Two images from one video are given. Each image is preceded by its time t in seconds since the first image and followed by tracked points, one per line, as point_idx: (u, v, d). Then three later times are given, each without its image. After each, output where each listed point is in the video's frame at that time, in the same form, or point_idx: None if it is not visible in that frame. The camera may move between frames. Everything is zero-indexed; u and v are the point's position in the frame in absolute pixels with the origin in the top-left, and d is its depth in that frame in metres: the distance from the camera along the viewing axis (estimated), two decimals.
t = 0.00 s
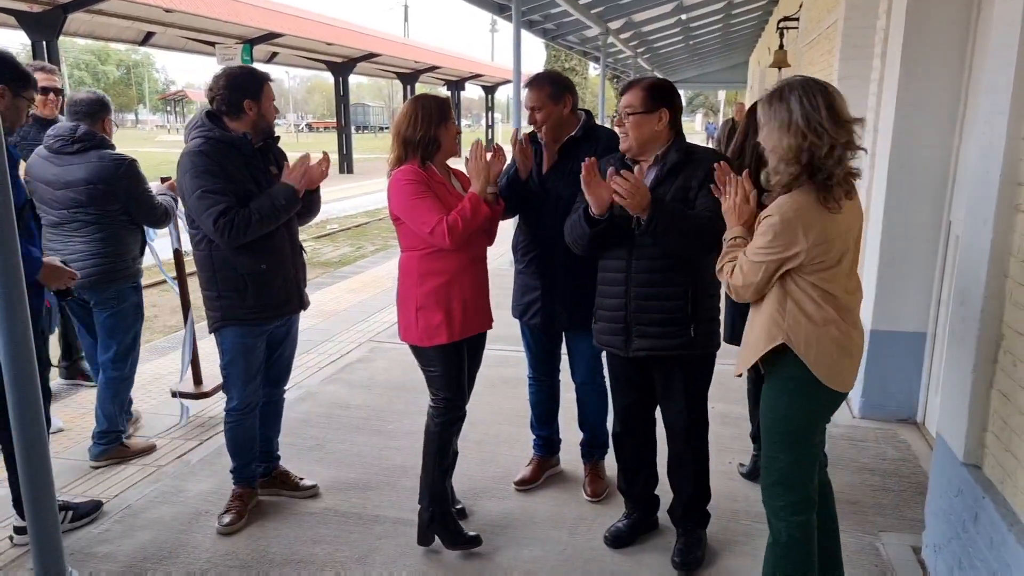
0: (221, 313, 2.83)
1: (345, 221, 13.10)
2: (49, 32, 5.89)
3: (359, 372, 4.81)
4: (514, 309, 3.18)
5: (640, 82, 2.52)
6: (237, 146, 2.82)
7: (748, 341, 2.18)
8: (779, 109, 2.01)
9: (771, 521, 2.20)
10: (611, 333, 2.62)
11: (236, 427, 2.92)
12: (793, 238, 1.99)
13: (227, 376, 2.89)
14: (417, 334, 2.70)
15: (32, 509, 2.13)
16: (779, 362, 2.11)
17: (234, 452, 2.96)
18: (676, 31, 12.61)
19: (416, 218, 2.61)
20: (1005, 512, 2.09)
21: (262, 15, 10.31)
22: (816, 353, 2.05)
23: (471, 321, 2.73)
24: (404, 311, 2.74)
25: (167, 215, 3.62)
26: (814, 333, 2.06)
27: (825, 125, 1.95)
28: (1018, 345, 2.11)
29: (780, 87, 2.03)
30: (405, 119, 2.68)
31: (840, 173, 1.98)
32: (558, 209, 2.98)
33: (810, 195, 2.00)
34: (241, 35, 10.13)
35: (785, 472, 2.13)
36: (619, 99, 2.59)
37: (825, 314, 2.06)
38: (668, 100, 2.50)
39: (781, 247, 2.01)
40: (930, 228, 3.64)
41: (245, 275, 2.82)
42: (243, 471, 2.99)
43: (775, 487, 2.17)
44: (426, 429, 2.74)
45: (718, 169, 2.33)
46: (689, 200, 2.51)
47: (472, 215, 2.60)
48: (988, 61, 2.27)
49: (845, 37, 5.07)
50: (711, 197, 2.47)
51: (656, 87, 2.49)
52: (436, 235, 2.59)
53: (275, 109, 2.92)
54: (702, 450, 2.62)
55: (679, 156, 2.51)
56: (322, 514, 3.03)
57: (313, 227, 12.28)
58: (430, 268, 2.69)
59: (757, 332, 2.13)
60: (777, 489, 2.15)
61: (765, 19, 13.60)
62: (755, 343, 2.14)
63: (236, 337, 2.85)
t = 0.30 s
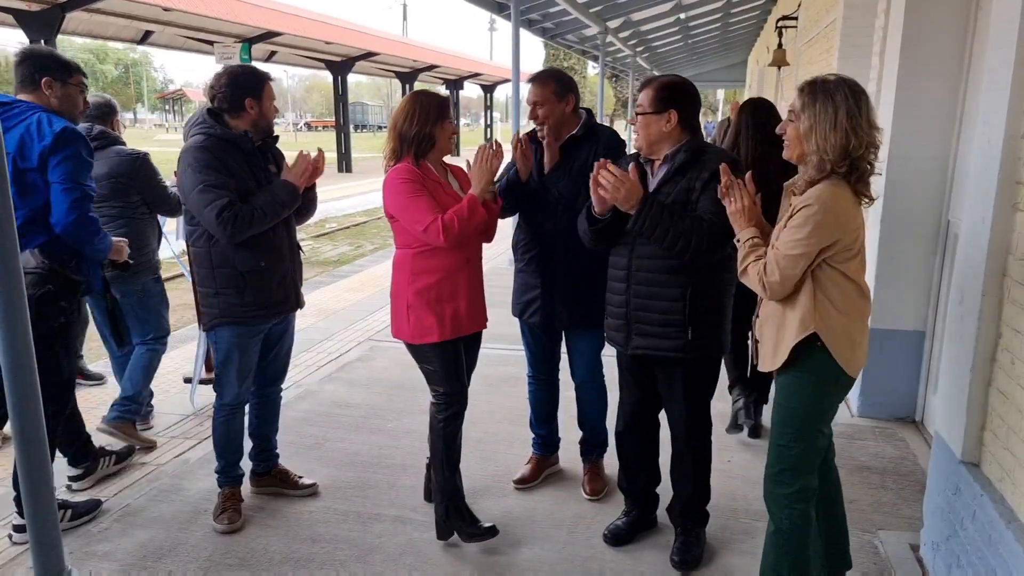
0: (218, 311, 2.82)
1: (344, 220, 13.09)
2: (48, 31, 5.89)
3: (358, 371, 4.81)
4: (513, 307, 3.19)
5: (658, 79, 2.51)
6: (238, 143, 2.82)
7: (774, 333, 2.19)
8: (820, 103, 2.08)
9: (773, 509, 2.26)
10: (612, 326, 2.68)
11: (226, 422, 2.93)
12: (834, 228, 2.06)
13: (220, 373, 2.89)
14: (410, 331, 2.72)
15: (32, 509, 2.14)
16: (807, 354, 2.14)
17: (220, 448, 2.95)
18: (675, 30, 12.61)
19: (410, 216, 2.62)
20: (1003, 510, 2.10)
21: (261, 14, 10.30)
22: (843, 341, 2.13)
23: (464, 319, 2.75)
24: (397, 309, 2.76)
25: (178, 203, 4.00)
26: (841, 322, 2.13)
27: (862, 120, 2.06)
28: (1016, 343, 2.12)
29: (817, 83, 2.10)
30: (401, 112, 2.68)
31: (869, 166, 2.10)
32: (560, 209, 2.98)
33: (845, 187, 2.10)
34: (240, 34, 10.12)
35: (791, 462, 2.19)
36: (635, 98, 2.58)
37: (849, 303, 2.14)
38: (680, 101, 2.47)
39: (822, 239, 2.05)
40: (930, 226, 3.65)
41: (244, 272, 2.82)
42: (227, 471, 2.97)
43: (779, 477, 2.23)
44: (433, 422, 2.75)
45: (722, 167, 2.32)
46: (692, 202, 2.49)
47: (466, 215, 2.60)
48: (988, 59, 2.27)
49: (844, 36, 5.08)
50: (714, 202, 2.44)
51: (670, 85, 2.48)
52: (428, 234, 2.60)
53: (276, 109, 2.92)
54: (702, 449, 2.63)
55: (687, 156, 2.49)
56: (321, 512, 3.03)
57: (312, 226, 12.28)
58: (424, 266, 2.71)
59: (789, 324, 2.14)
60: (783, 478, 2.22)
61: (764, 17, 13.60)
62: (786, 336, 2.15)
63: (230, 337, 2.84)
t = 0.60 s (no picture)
0: (215, 309, 2.82)
1: (342, 220, 13.09)
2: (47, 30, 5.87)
3: (357, 371, 4.82)
4: (513, 306, 3.19)
5: (670, 78, 2.49)
6: (234, 142, 2.82)
7: (806, 330, 2.20)
8: (837, 99, 2.11)
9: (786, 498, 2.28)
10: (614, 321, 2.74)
11: (223, 422, 2.92)
12: (863, 222, 2.10)
13: (216, 372, 2.90)
14: (405, 331, 2.74)
15: (31, 502, 2.20)
16: (840, 348, 2.16)
17: (219, 448, 2.95)
18: (673, 29, 12.62)
19: (404, 217, 2.64)
20: (1001, 508, 2.10)
21: (260, 13, 10.29)
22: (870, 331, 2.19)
23: (459, 319, 2.76)
24: (393, 309, 2.78)
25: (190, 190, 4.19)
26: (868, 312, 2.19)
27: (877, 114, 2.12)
28: (1014, 342, 2.13)
29: (827, 81, 2.14)
30: (393, 112, 2.68)
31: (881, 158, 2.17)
32: (560, 208, 2.98)
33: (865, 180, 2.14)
34: (239, 34, 10.11)
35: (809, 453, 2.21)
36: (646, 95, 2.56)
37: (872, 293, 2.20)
38: (685, 101, 2.45)
39: (854, 233, 2.09)
40: (928, 226, 3.65)
41: (240, 271, 2.82)
42: (228, 470, 2.97)
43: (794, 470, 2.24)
44: (428, 422, 2.82)
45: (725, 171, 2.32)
46: (684, 202, 2.47)
47: (459, 216, 2.60)
48: (987, 57, 2.27)
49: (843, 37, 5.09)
50: (705, 205, 2.39)
51: (677, 84, 2.46)
52: (422, 235, 2.62)
53: (272, 108, 2.91)
54: (703, 447, 2.63)
55: (686, 158, 2.46)
56: (321, 511, 3.03)
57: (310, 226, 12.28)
58: (418, 266, 2.72)
59: (824, 320, 2.16)
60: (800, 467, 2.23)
61: (763, 17, 13.61)
62: (822, 332, 2.16)
63: (226, 337, 2.84)
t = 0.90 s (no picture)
0: (211, 309, 2.82)
1: (341, 219, 13.09)
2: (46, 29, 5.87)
3: (357, 370, 4.82)
4: (514, 305, 3.19)
5: (672, 78, 2.48)
6: (229, 141, 2.82)
7: (829, 329, 2.21)
8: (846, 97, 2.11)
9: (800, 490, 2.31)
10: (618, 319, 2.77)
11: (221, 420, 2.92)
12: (880, 218, 2.12)
13: (214, 370, 2.90)
14: (397, 332, 2.75)
15: (33, 501, 2.20)
16: (863, 345, 2.17)
17: (219, 447, 2.95)
18: (672, 29, 12.63)
19: (396, 218, 2.66)
20: (1000, 507, 2.11)
21: (258, 12, 10.28)
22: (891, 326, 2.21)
23: (450, 321, 2.78)
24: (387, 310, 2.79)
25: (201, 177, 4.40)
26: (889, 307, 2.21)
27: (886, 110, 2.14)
28: (1013, 341, 2.13)
29: (835, 82, 2.15)
30: (389, 112, 2.69)
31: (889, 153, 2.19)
32: (562, 207, 2.99)
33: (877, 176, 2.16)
34: (238, 33, 10.11)
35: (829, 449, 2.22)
36: (652, 95, 2.56)
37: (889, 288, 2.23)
38: (686, 101, 2.44)
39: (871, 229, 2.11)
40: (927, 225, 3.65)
41: (236, 271, 2.83)
42: (228, 469, 2.97)
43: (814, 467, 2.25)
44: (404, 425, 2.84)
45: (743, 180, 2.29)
46: (679, 202, 2.47)
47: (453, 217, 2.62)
48: (987, 56, 2.27)
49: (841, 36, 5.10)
50: (697, 207, 2.39)
51: (681, 83, 2.45)
52: (416, 236, 2.63)
53: (267, 107, 2.91)
54: (703, 445, 2.63)
55: (683, 159, 2.46)
56: (321, 510, 3.04)
57: (310, 225, 12.27)
58: (411, 267, 2.74)
59: (846, 318, 2.17)
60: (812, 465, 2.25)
61: (761, 16, 13.62)
62: (846, 330, 2.17)
63: (224, 336, 2.84)
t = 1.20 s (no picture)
0: (210, 309, 2.82)
1: (341, 218, 13.08)
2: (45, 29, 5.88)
3: (357, 369, 4.82)
4: (515, 305, 3.19)
5: (674, 77, 2.48)
6: (229, 141, 2.82)
7: (844, 326, 2.20)
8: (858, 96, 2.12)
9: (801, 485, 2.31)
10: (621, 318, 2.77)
11: (221, 419, 2.92)
12: (897, 214, 2.12)
13: (214, 369, 2.90)
14: (390, 331, 2.76)
15: (34, 500, 2.20)
16: (875, 341, 2.17)
17: (219, 446, 2.95)
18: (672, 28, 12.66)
19: (390, 216, 2.66)
20: (1000, 506, 2.11)
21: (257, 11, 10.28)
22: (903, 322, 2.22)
23: (445, 320, 2.78)
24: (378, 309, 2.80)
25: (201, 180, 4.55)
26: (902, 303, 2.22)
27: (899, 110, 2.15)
28: (1013, 340, 2.13)
29: (844, 83, 2.15)
30: (387, 111, 2.70)
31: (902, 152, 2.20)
32: (566, 207, 2.99)
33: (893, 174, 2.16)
34: (237, 32, 10.11)
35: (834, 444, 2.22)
36: (651, 94, 2.56)
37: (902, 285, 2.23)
38: (687, 100, 2.44)
39: (888, 226, 2.11)
40: (928, 224, 3.65)
41: (235, 271, 2.83)
42: (228, 468, 2.97)
43: (819, 462, 2.26)
44: (390, 423, 2.86)
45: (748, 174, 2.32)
46: (680, 202, 2.48)
47: (443, 217, 2.61)
48: (988, 55, 2.27)
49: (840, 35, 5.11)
50: (697, 207, 2.38)
51: (684, 82, 2.45)
52: (409, 234, 2.63)
53: (267, 107, 2.90)
54: (703, 443, 2.63)
55: (684, 158, 2.46)
56: (322, 509, 3.04)
57: (309, 224, 12.27)
58: (405, 266, 2.75)
59: (861, 314, 2.17)
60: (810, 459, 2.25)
61: (761, 15, 13.61)
62: (861, 325, 2.17)
63: (223, 336, 2.84)
